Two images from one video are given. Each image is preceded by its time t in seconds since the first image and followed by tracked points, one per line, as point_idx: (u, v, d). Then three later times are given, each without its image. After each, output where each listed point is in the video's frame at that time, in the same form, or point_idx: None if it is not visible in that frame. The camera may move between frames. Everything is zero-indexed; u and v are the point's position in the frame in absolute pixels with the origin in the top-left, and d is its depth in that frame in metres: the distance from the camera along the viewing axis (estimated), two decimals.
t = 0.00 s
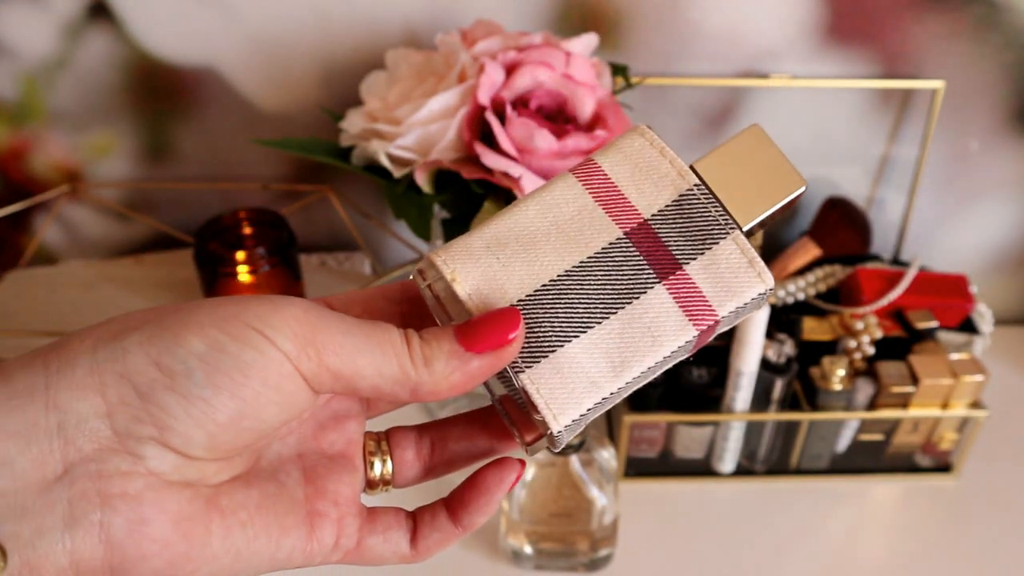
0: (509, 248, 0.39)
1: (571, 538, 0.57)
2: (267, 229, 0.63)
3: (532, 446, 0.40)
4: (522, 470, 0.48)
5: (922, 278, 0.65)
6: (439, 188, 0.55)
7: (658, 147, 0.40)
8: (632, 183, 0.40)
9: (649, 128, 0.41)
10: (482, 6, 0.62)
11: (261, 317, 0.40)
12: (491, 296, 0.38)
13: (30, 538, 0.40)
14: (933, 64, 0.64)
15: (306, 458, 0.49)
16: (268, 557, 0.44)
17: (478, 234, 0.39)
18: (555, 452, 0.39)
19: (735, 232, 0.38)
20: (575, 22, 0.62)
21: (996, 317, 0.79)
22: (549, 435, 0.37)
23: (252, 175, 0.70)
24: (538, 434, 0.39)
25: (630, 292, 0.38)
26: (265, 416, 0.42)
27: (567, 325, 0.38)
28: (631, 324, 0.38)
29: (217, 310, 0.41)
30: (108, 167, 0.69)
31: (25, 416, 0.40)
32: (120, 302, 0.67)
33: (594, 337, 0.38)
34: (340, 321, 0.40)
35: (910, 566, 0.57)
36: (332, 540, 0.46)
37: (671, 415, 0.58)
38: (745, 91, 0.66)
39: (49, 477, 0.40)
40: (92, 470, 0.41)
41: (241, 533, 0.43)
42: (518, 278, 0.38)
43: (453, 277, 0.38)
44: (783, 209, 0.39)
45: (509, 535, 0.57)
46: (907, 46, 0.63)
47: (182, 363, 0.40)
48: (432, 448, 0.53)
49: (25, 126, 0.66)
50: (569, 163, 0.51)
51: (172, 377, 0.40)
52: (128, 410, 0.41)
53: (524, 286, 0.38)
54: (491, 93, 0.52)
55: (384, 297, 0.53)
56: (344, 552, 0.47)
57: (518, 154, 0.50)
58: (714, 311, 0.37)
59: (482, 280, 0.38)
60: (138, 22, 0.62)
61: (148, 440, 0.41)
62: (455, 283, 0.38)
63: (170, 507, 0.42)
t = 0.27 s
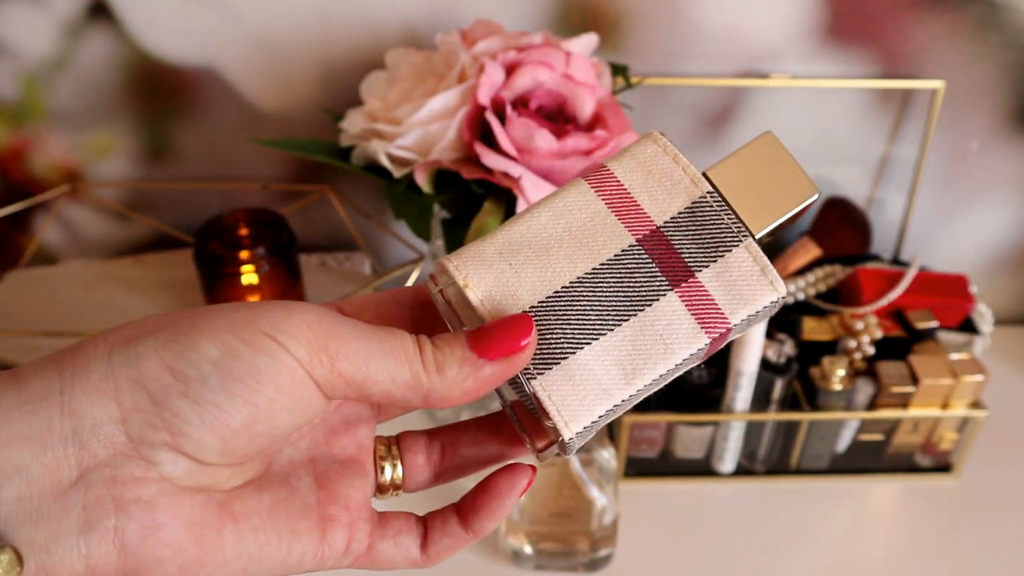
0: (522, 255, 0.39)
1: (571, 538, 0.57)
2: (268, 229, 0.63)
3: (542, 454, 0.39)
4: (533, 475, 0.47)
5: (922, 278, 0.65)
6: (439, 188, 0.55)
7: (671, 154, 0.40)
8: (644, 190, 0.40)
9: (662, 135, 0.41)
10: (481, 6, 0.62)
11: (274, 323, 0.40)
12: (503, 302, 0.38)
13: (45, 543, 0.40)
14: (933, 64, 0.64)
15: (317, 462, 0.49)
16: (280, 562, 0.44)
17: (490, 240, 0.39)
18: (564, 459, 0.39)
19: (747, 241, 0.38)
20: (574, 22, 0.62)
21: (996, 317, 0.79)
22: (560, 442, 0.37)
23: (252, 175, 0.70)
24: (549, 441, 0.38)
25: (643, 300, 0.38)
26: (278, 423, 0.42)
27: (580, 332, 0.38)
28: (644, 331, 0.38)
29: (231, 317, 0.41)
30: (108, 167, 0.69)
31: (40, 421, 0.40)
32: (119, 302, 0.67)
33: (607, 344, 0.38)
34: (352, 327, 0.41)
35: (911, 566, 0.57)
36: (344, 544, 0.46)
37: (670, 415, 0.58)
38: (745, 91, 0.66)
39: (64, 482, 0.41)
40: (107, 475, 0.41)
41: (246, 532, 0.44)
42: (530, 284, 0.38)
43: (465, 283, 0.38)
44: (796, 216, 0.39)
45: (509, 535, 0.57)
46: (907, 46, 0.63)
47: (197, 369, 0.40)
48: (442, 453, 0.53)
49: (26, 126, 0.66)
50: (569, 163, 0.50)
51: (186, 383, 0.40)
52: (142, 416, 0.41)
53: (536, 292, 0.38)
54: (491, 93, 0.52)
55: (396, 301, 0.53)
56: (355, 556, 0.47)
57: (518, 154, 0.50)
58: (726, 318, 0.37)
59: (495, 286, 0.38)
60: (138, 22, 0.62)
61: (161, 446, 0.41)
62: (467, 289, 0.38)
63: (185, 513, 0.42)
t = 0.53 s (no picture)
0: (507, 236, 0.40)
1: (571, 538, 0.57)
2: (267, 229, 0.63)
3: (533, 426, 0.41)
4: (522, 455, 0.49)
5: (922, 278, 0.65)
6: (439, 188, 0.55)
7: (651, 133, 0.41)
8: (626, 170, 0.40)
9: (642, 116, 0.41)
10: (482, 6, 0.62)
11: (268, 303, 0.42)
12: (490, 281, 0.39)
13: (49, 516, 0.41)
14: (933, 64, 0.64)
15: (313, 442, 0.50)
16: (277, 537, 0.46)
17: (476, 222, 0.40)
18: (554, 430, 0.40)
19: (726, 215, 0.39)
20: (575, 22, 0.62)
21: (996, 317, 0.79)
22: (550, 414, 0.39)
23: (252, 175, 0.70)
24: (538, 413, 0.40)
25: (626, 275, 0.39)
26: (271, 399, 0.44)
27: (565, 307, 0.39)
28: (627, 305, 0.39)
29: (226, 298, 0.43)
30: (108, 167, 0.69)
31: (43, 398, 0.41)
32: (118, 301, 0.66)
33: (591, 318, 0.39)
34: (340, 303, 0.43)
35: (910, 566, 0.57)
36: (340, 522, 0.48)
37: (671, 415, 0.58)
38: (746, 91, 0.66)
39: (66, 457, 0.42)
40: (108, 450, 0.42)
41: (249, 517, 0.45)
42: (515, 264, 0.39)
43: (453, 264, 0.39)
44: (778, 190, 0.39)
45: (509, 535, 0.57)
46: (908, 46, 0.63)
47: (193, 348, 0.42)
48: (436, 433, 0.55)
49: (26, 126, 0.66)
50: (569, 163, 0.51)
51: (183, 360, 0.42)
52: (141, 394, 0.42)
53: (521, 271, 0.39)
54: (491, 93, 0.52)
55: (386, 287, 0.54)
56: (351, 534, 0.48)
57: (518, 154, 0.50)
58: (707, 290, 0.39)
59: (482, 265, 0.39)
60: (138, 22, 0.62)
61: (160, 421, 0.43)
62: (455, 270, 0.39)
63: (182, 487, 0.43)
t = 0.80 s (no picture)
0: (514, 208, 0.40)
1: (571, 538, 0.57)
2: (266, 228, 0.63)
3: (544, 394, 0.41)
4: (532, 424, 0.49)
5: (922, 278, 0.65)
6: (439, 188, 0.55)
7: (650, 108, 0.41)
8: (627, 143, 0.41)
9: (640, 92, 0.42)
10: (481, 6, 0.62)
11: (285, 276, 0.43)
12: (499, 252, 0.39)
13: (80, 478, 0.42)
14: (933, 64, 0.64)
15: (330, 417, 0.51)
16: (298, 507, 0.47)
17: (483, 196, 0.40)
18: (566, 399, 0.40)
19: (727, 183, 0.40)
20: (574, 22, 0.62)
21: (996, 317, 0.79)
22: (561, 380, 0.38)
23: (252, 175, 0.70)
24: (549, 381, 0.40)
25: (632, 244, 0.39)
26: (292, 365, 0.45)
27: (572, 275, 0.39)
28: (634, 272, 0.39)
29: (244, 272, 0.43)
30: (108, 167, 0.69)
31: (70, 367, 0.42)
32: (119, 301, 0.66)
33: (600, 285, 0.39)
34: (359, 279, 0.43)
35: (910, 566, 0.57)
36: (357, 494, 0.48)
37: (671, 415, 0.58)
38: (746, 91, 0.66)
39: (95, 424, 0.42)
40: (136, 416, 0.43)
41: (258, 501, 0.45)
42: (524, 235, 0.39)
43: (463, 237, 0.39)
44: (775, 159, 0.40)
45: (509, 535, 0.57)
46: (908, 45, 0.63)
47: (215, 317, 0.42)
48: (448, 406, 0.54)
49: (26, 126, 0.66)
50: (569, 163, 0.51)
51: (206, 329, 0.42)
52: (166, 360, 0.43)
53: (530, 241, 0.39)
54: (491, 93, 0.52)
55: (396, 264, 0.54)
56: (368, 507, 0.49)
57: (518, 154, 0.51)
58: (711, 256, 0.39)
59: (491, 238, 0.39)
60: (138, 23, 0.62)
61: (185, 389, 0.43)
62: (465, 243, 0.39)
63: (211, 452, 0.44)
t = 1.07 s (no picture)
0: (491, 211, 0.40)
1: (571, 538, 0.56)
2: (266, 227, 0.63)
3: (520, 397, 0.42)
4: (510, 427, 0.48)
5: (922, 278, 0.65)
6: (438, 188, 0.55)
7: (629, 110, 0.41)
8: (604, 146, 0.41)
9: (619, 93, 0.42)
10: (482, 6, 0.62)
11: (260, 281, 0.42)
12: (475, 256, 0.39)
13: (50, 481, 0.41)
14: (933, 64, 0.64)
15: (306, 422, 0.50)
16: (273, 511, 0.45)
17: (460, 199, 0.40)
18: (540, 403, 0.40)
19: (703, 187, 0.39)
20: (574, 23, 0.62)
21: (996, 318, 0.79)
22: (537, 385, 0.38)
23: (252, 175, 0.70)
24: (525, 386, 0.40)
25: (608, 248, 0.39)
26: (268, 370, 0.44)
27: (548, 280, 0.39)
28: (610, 277, 0.39)
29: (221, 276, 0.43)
30: (108, 167, 0.69)
31: (44, 370, 0.42)
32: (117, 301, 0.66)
33: (575, 290, 0.39)
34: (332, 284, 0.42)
35: (909, 566, 0.57)
36: (333, 498, 0.47)
37: (671, 416, 0.58)
38: (746, 91, 0.66)
39: (67, 426, 0.42)
40: (107, 420, 0.42)
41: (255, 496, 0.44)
42: (501, 238, 0.39)
43: (438, 241, 0.39)
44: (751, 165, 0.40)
45: (509, 535, 0.57)
46: (908, 45, 0.63)
47: (187, 322, 0.42)
48: (425, 410, 0.54)
49: (27, 126, 0.66)
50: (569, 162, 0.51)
51: (178, 334, 0.42)
52: (139, 364, 0.42)
53: (507, 245, 0.39)
54: (491, 93, 0.52)
55: (374, 268, 0.54)
56: (344, 511, 0.48)
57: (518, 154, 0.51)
58: (687, 261, 0.39)
59: (467, 242, 0.39)
60: (138, 23, 0.62)
61: (156, 394, 0.43)
62: (441, 247, 0.39)
63: (180, 455, 0.43)
